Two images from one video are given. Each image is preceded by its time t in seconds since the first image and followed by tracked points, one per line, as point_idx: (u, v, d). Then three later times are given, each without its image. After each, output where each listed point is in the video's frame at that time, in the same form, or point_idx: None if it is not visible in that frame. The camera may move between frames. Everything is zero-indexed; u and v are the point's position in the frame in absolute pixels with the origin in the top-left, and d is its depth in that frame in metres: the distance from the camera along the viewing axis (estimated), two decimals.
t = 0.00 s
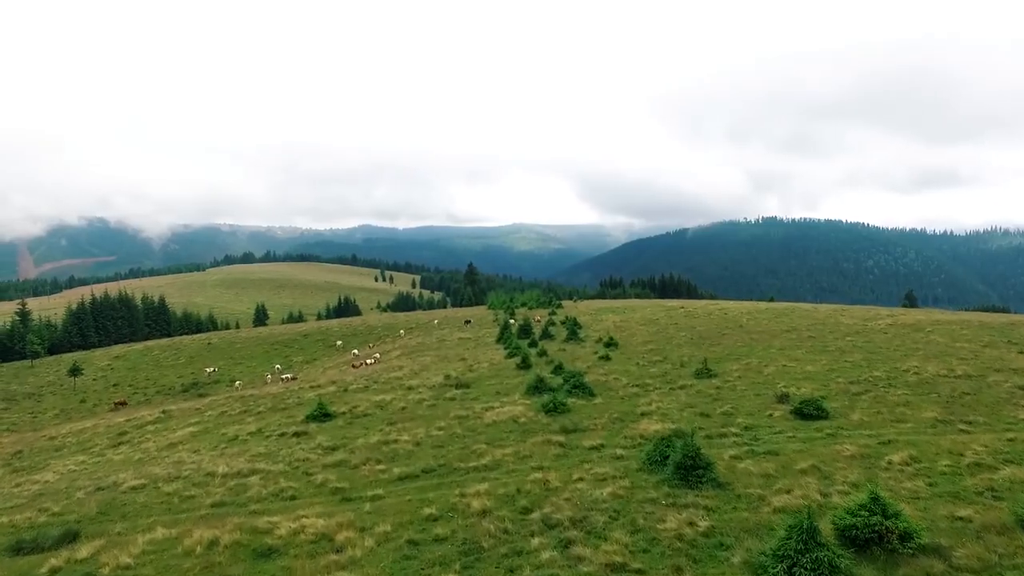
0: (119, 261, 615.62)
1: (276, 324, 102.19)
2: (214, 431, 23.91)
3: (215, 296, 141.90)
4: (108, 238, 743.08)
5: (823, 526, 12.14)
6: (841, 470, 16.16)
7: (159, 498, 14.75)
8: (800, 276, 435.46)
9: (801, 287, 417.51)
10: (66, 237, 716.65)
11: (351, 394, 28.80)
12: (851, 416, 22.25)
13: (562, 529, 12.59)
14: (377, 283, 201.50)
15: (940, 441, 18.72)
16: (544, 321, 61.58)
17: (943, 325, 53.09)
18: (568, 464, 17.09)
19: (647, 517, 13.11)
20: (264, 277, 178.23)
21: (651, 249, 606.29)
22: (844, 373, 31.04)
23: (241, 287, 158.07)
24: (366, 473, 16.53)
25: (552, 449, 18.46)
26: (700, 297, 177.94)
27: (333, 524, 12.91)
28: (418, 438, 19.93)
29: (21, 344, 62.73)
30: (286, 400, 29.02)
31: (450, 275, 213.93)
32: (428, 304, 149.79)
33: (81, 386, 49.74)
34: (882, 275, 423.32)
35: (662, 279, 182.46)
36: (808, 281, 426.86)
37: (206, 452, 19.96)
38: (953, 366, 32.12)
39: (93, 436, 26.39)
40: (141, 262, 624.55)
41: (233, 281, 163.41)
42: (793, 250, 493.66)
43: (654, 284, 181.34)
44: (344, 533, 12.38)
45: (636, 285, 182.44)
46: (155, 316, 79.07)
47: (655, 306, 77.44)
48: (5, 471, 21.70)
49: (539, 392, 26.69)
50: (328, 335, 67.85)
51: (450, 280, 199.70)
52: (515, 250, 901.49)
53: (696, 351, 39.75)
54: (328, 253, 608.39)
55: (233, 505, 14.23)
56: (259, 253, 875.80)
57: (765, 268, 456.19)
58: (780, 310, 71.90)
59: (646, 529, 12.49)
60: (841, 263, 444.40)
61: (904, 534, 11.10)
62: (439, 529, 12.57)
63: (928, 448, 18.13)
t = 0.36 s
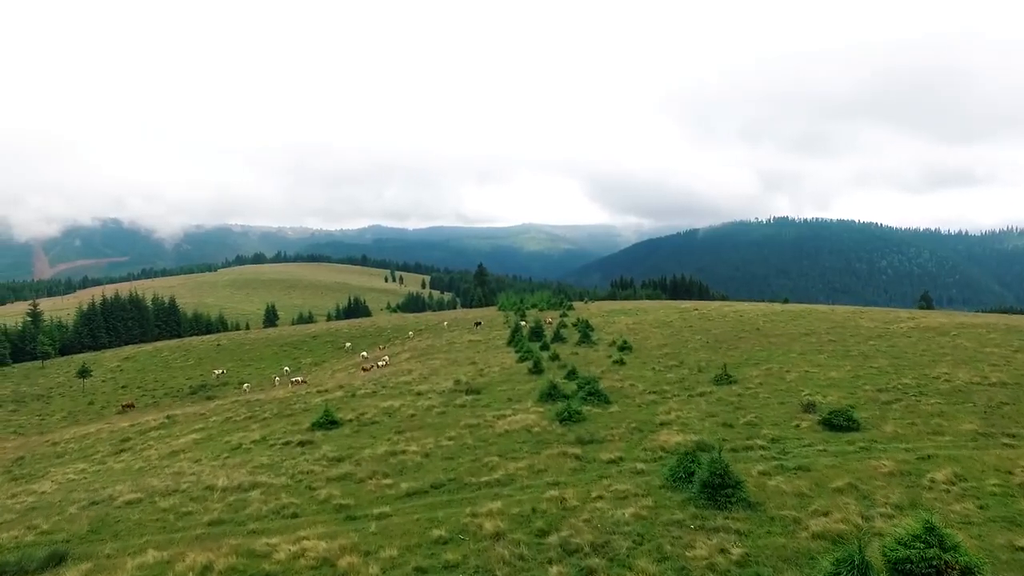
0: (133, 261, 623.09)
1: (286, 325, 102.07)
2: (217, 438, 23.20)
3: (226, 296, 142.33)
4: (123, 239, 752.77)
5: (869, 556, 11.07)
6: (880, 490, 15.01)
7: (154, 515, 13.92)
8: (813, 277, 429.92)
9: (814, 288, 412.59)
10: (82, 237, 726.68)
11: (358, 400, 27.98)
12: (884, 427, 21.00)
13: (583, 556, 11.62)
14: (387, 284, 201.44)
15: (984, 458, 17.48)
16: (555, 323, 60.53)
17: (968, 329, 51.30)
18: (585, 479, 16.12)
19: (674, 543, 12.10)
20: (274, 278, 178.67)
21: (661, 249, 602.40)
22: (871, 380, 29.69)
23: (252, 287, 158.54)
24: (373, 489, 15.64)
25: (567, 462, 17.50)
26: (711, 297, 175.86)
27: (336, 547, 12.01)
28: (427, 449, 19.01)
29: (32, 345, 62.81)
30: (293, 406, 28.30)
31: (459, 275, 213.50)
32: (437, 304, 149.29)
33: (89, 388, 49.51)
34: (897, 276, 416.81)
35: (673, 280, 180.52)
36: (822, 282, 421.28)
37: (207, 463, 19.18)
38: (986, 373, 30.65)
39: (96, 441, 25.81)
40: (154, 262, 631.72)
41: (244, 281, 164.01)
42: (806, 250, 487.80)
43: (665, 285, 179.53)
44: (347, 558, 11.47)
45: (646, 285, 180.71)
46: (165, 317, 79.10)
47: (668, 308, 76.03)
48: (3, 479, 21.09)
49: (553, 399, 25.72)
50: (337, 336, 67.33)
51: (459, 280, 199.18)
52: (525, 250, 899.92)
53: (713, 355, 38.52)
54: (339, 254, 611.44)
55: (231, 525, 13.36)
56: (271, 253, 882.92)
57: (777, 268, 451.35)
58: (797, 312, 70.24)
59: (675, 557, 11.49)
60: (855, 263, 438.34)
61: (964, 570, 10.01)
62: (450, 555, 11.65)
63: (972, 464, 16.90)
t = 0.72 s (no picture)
0: (148, 262, 631.42)
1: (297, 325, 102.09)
2: (223, 445, 22.57)
3: (238, 296, 143.03)
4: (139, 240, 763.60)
5: None
6: (926, 512, 13.86)
7: (149, 533, 13.17)
8: (828, 277, 423.85)
9: (829, 288, 407.16)
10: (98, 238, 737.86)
11: (367, 406, 27.20)
12: (921, 440, 19.78)
13: None
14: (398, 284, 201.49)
15: None
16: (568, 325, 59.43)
17: (997, 332, 49.43)
18: (605, 496, 15.15)
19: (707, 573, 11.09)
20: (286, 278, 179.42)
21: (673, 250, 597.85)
22: (901, 388, 28.33)
23: (263, 287, 159.23)
24: (380, 504, 14.80)
25: (586, 476, 16.55)
26: (724, 298, 173.45)
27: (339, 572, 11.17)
28: (438, 460, 18.18)
29: (45, 345, 63.10)
30: (301, 411, 27.62)
31: (470, 276, 213.07)
32: (448, 305, 148.72)
33: (100, 389, 49.41)
34: (914, 277, 409.54)
35: (685, 280, 178.26)
36: (836, 283, 415.16)
37: (211, 473, 18.50)
38: None
39: (101, 447, 25.31)
40: (169, 262, 639.60)
41: (256, 282, 164.83)
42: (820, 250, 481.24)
43: (677, 285, 177.53)
44: None
45: (659, 286, 178.76)
46: (177, 317, 79.29)
47: (682, 309, 74.67)
48: (4, 487, 20.58)
49: (568, 406, 24.74)
50: (347, 338, 66.86)
51: (470, 281, 198.62)
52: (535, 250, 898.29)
53: (733, 360, 37.26)
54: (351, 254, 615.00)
55: (229, 545, 12.57)
56: (283, 254, 890.41)
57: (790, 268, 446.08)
58: (815, 313, 68.47)
59: None
60: (870, 264, 431.48)
61: None
62: None
63: None
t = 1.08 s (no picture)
0: (164, 262, 639.88)
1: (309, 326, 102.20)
2: (229, 452, 21.93)
3: (250, 297, 143.74)
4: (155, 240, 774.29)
5: None
6: (981, 537, 12.67)
7: (144, 553, 12.44)
8: (843, 278, 417.47)
9: (844, 289, 401.55)
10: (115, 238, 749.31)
11: (377, 411, 26.43)
12: (964, 453, 18.52)
13: None
14: (409, 284, 201.61)
15: None
16: (581, 327, 58.41)
17: None
18: (628, 515, 14.13)
19: None
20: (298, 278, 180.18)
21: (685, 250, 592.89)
22: (935, 395, 26.92)
23: (275, 287, 159.94)
24: (389, 521, 13.95)
25: (607, 491, 15.58)
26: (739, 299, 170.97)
27: None
28: (450, 472, 17.31)
29: (59, 346, 63.44)
30: (309, 416, 26.93)
31: (481, 276, 212.70)
32: (459, 305, 148.13)
33: (112, 390, 49.43)
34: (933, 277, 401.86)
35: (699, 281, 176.03)
36: (852, 283, 408.76)
37: (214, 483, 17.81)
38: None
39: (106, 452, 24.83)
40: (184, 262, 647.80)
41: (269, 282, 165.73)
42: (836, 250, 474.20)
43: (690, 285, 175.72)
44: None
45: (672, 287, 176.65)
46: (190, 318, 79.49)
47: (697, 311, 73.19)
48: (6, 494, 20.11)
49: (584, 413, 23.77)
50: (358, 339, 66.37)
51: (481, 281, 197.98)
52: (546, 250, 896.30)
53: (754, 364, 35.98)
54: (363, 254, 618.33)
55: (228, 568, 11.79)
56: (295, 254, 897.55)
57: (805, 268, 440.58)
58: (835, 315, 66.71)
59: None
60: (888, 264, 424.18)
61: None
62: None
63: None
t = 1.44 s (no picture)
0: (177, 262, 647.22)
1: (319, 326, 102.09)
2: (234, 459, 21.26)
3: (261, 297, 144.25)
4: (169, 241, 783.80)
5: None
6: None
7: None
8: (858, 278, 411.42)
9: (858, 289, 396.19)
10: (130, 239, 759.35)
11: (386, 416, 25.63)
12: (1011, 468, 17.23)
13: None
14: (419, 284, 201.44)
15: None
16: (594, 328, 57.26)
17: None
18: (654, 535, 13.10)
19: None
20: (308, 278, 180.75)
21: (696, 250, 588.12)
22: (971, 402, 25.50)
23: (286, 288, 160.35)
24: (397, 539, 13.07)
25: (629, 507, 14.57)
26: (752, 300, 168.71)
27: None
28: (462, 484, 16.41)
29: (70, 346, 63.65)
30: (317, 421, 26.21)
31: (491, 276, 212.05)
32: (469, 305, 147.46)
33: (121, 391, 49.42)
34: (950, 278, 394.73)
35: (712, 281, 173.90)
36: (867, 283, 402.50)
37: (216, 493, 17.08)
38: None
39: (110, 457, 24.29)
40: (197, 262, 654.96)
41: (280, 282, 166.46)
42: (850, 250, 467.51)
43: (702, 286, 173.68)
44: None
45: (684, 287, 174.60)
46: (200, 318, 79.52)
47: (712, 312, 71.62)
48: (5, 502, 19.61)
49: (601, 420, 22.78)
50: (368, 340, 65.76)
51: (492, 281, 197.22)
52: (555, 251, 893.66)
53: (775, 367, 34.69)
54: (373, 254, 621.26)
55: None
56: (306, 254, 904.16)
57: (818, 268, 435.40)
58: (855, 316, 64.83)
59: None
60: (903, 264, 417.53)
61: None
62: None
63: None
